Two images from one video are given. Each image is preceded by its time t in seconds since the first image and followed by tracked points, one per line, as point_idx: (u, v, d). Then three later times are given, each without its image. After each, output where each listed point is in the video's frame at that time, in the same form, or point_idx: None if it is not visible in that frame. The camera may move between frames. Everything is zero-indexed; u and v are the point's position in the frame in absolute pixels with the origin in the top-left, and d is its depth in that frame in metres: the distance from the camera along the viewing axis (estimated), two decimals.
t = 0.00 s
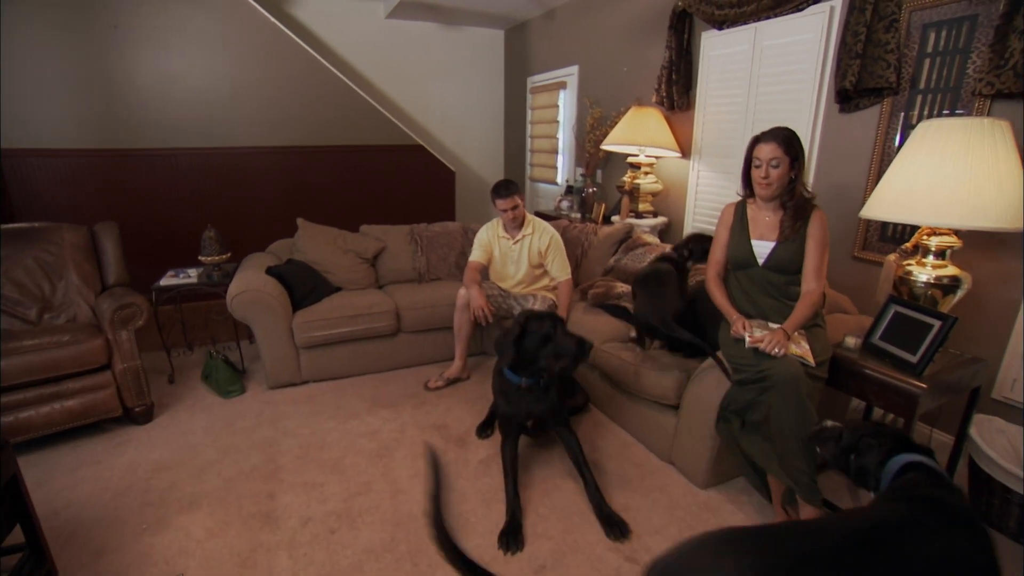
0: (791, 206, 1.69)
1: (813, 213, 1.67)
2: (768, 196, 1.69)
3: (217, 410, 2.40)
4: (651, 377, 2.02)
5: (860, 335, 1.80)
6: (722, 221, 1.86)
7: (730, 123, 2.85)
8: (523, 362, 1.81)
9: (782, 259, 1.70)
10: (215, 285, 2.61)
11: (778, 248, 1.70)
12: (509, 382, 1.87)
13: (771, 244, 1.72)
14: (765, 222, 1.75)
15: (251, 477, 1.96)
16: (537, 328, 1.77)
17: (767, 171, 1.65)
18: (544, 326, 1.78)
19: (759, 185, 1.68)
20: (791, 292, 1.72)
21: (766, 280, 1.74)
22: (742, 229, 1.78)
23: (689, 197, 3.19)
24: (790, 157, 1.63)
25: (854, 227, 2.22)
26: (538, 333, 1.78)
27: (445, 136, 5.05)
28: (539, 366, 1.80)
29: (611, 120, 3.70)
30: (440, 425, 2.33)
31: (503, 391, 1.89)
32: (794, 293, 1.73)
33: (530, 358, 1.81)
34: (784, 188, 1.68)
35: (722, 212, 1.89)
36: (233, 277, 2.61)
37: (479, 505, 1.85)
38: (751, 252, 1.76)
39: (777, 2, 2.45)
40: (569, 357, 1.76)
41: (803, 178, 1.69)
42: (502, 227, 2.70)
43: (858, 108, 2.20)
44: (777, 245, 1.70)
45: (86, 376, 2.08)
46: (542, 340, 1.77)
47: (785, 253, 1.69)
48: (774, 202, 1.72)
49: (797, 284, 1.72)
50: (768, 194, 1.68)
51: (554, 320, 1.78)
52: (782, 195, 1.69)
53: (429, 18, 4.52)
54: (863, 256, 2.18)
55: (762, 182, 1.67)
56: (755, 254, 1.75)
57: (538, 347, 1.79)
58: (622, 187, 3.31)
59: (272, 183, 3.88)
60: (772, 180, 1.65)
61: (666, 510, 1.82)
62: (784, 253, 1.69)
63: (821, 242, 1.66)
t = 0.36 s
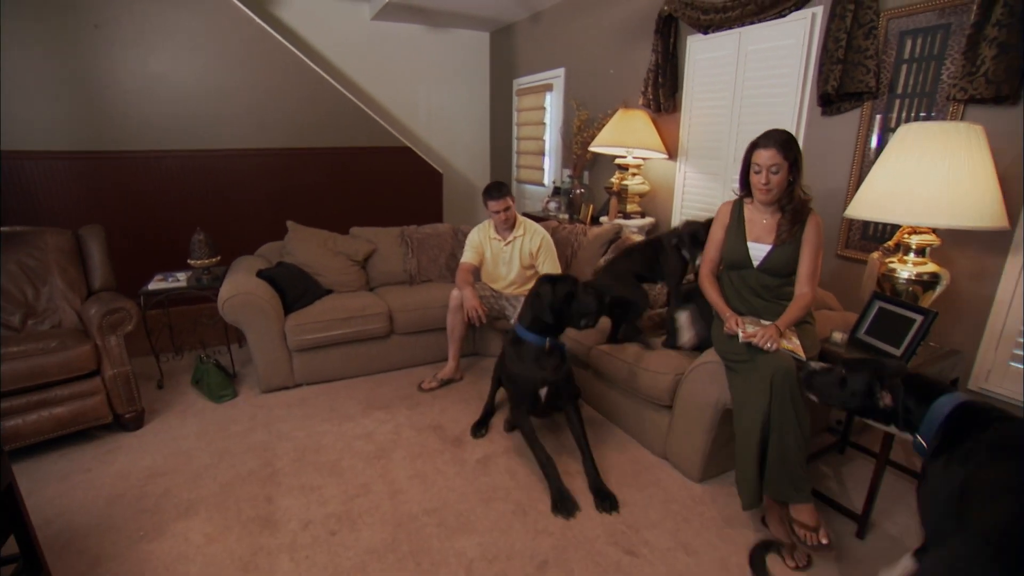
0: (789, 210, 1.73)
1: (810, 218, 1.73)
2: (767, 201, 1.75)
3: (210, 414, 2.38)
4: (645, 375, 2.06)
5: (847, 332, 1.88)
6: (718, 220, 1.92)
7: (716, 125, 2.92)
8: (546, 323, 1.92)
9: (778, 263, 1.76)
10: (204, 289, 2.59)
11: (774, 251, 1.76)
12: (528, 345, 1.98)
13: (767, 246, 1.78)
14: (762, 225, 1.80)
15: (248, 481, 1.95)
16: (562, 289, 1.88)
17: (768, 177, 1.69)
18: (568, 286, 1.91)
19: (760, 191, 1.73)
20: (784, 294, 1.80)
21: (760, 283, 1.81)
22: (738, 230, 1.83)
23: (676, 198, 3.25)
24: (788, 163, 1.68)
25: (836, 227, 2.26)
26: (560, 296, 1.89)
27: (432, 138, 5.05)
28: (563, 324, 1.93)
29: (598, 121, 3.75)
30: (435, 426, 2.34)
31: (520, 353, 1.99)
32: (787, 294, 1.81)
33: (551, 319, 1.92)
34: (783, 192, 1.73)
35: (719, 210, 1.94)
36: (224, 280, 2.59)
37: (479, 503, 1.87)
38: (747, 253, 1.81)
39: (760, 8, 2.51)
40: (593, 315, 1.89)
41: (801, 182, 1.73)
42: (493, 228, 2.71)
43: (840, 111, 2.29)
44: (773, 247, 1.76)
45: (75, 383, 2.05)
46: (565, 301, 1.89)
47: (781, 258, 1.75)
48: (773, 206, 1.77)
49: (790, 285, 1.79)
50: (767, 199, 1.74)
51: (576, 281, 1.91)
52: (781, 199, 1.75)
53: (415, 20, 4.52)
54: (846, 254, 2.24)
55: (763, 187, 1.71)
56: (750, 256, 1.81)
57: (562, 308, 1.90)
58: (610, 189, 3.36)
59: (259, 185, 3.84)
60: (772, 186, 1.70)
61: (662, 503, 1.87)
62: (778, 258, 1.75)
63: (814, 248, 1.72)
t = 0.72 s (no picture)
0: (782, 216, 1.80)
1: (800, 226, 1.80)
2: (760, 207, 1.81)
3: (195, 423, 2.34)
4: (633, 375, 2.11)
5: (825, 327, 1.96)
6: (708, 222, 1.96)
7: (695, 130, 2.99)
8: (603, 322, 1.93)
9: (768, 268, 1.83)
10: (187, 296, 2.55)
11: (765, 257, 1.82)
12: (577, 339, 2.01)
13: (758, 252, 1.85)
14: (754, 230, 1.87)
15: (239, 489, 1.93)
16: (621, 292, 1.87)
17: (762, 183, 1.74)
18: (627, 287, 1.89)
19: (754, 197, 1.78)
20: (772, 297, 1.88)
21: (749, 286, 1.88)
22: (731, 231, 1.90)
23: (658, 201, 3.32)
24: (781, 170, 1.74)
25: (814, 226, 2.39)
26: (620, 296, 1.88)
27: (412, 143, 5.05)
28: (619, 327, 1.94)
29: (580, 126, 3.81)
30: (426, 429, 2.35)
31: (565, 344, 2.03)
32: (775, 297, 1.89)
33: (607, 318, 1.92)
34: (775, 198, 1.79)
35: (710, 212, 1.99)
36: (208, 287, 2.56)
37: (472, 504, 1.88)
38: (738, 257, 1.88)
39: (737, 17, 2.60)
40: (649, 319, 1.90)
41: (793, 189, 1.79)
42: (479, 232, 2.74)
43: (815, 116, 2.36)
44: (765, 253, 1.83)
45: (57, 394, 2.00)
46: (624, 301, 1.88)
47: (770, 263, 1.82)
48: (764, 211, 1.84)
49: (779, 288, 1.87)
50: (761, 205, 1.80)
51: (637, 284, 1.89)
52: (774, 204, 1.81)
53: (395, 24, 4.53)
54: (823, 255, 2.34)
55: (757, 194, 1.76)
56: (741, 260, 1.88)
57: (620, 310, 1.89)
58: (593, 192, 3.42)
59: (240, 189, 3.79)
60: (766, 192, 1.76)
61: (652, 499, 1.91)
62: (769, 263, 1.82)
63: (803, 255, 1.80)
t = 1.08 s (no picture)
0: (771, 223, 1.88)
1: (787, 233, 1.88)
2: (750, 212, 1.89)
3: (178, 431, 2.30)
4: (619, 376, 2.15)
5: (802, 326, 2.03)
6: (696, 230, 1.99)
7: (676, 135, 3.06)
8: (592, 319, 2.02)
9: (757, 273, 1.90)
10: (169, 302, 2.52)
11: (755, 263, 1.89)
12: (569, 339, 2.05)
13: (749, 257, 1.91)
14: (743, 235, 1.93)
15: (226, 497, 1.91)
16: (608, 287, 1.98)
17: (753, 187, 1.82)
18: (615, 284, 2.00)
19: (745, 201, 1.85)
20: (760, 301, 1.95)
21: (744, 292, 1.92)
22: (721, 236, 1.93)
23: (640, 205, 3.37)
24: (772, 177, 1.82)
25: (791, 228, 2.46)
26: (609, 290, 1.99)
27: (395, 147, 5.04)
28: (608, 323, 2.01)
29: (562, 131, 3.86)
30: (414, 433, 2.35)
31: (558, 344, 2.06)
32: (761, 302, 1.96)
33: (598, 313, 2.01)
34: (765, 204, 1.87)
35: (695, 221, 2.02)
36: (190, 293, 2.53)
37: (463, 506, 1.89)
38: (730, 263, 1.92)
39: (716, 26, 2.68)
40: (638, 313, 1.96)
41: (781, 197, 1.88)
42: (465, 236, 2.76)
43: (791, 122, 2.44)
44: (755, 259, 1.90)
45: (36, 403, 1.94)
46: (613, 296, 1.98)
47: (764, 269, 1.89)
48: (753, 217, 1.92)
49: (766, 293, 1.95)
50: (752, 210, 1.87)
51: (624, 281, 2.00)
52: (764, 210, 1.89)
53: (377, 29, 4.53)
54: (800, 256, 2.42)
55: (748, 198, 1.83)
56: (732, 266, 1.93)
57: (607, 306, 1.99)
58: (576, 197, 3.47)
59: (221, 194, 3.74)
60: (756, 197, 1.83)
61: (640, 497, 1.95)
62: (760, 269, 1.89)
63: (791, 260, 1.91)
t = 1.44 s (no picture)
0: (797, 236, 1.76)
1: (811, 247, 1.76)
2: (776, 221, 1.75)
3: (168, 437, 2.29)
4: (610, 375, 2.18)
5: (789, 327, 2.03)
6: (712, 229, 1.91)
7: (663, 137, 3.10)
8: (525, 312, 2.08)
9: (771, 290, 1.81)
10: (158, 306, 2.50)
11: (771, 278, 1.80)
12: (513, 335, 2.10)
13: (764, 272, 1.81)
14: (763, 245, 1.81)
15: (219, 502, 1.90)
16: (535, 277, 2.04)
17: (785, 196, 1.67)
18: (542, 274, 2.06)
19: (774, 208, 1.70)
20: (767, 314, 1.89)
21: (748, 302, 1.86)
22: (738, 245, 1.83)
23: (628, 206, 3.41)
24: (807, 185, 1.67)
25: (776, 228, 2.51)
26: (535, 282, 2.04)
27: (383, 150, 5.04)
28: (541, 312, 2.07)
29: (551, 134, 3.89)
30: (406, 435, 2.36)
31: (504, 341, 2.13)
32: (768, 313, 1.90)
33: (528, 306, 2.07)
34: (795, 214, 1.73)
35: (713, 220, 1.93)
36: (179, 297, 2.52)
37: (456, 507, 1.90)
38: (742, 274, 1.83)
39: (701, 30, 2.73)
40: (568, 297, 2.01)
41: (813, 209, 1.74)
42: (456, 239, 2.77)
43: (775, 125, 2.49)
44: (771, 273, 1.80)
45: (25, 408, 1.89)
46: (540, 287, 2.04)
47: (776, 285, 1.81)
48: (779, 226, 1.78)
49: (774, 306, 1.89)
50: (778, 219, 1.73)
51: (551, 270, 2.06)
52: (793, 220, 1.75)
53: (365, 32, 4.53)
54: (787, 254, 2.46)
55: (778, 206, 1.69)
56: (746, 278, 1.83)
57: (538, 297, 2.05)
58: (564, 199, 3.50)
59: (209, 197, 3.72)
60: (787, 206, 1.68)
61: (631, 494, 1.97)
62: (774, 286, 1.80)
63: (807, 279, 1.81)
